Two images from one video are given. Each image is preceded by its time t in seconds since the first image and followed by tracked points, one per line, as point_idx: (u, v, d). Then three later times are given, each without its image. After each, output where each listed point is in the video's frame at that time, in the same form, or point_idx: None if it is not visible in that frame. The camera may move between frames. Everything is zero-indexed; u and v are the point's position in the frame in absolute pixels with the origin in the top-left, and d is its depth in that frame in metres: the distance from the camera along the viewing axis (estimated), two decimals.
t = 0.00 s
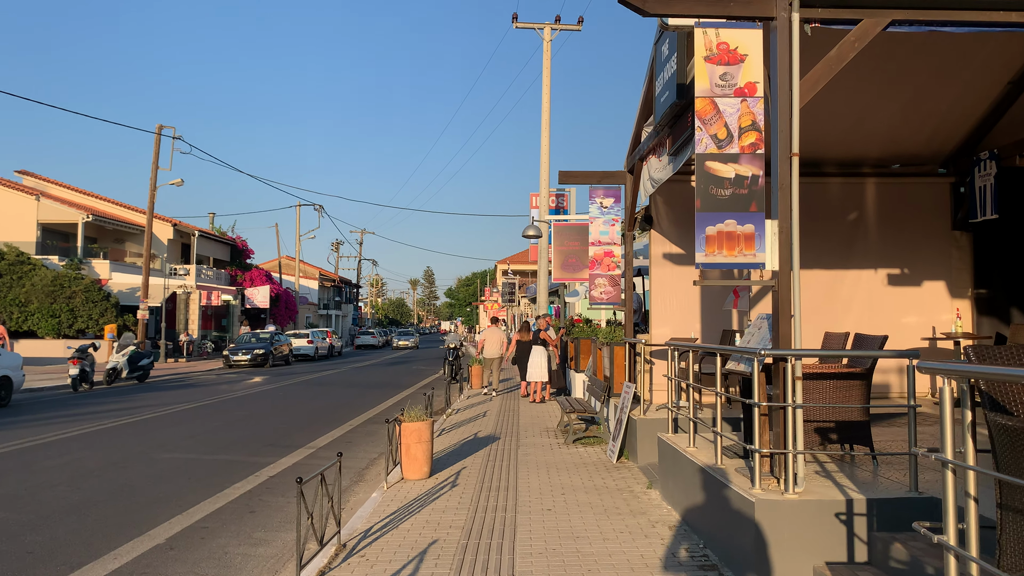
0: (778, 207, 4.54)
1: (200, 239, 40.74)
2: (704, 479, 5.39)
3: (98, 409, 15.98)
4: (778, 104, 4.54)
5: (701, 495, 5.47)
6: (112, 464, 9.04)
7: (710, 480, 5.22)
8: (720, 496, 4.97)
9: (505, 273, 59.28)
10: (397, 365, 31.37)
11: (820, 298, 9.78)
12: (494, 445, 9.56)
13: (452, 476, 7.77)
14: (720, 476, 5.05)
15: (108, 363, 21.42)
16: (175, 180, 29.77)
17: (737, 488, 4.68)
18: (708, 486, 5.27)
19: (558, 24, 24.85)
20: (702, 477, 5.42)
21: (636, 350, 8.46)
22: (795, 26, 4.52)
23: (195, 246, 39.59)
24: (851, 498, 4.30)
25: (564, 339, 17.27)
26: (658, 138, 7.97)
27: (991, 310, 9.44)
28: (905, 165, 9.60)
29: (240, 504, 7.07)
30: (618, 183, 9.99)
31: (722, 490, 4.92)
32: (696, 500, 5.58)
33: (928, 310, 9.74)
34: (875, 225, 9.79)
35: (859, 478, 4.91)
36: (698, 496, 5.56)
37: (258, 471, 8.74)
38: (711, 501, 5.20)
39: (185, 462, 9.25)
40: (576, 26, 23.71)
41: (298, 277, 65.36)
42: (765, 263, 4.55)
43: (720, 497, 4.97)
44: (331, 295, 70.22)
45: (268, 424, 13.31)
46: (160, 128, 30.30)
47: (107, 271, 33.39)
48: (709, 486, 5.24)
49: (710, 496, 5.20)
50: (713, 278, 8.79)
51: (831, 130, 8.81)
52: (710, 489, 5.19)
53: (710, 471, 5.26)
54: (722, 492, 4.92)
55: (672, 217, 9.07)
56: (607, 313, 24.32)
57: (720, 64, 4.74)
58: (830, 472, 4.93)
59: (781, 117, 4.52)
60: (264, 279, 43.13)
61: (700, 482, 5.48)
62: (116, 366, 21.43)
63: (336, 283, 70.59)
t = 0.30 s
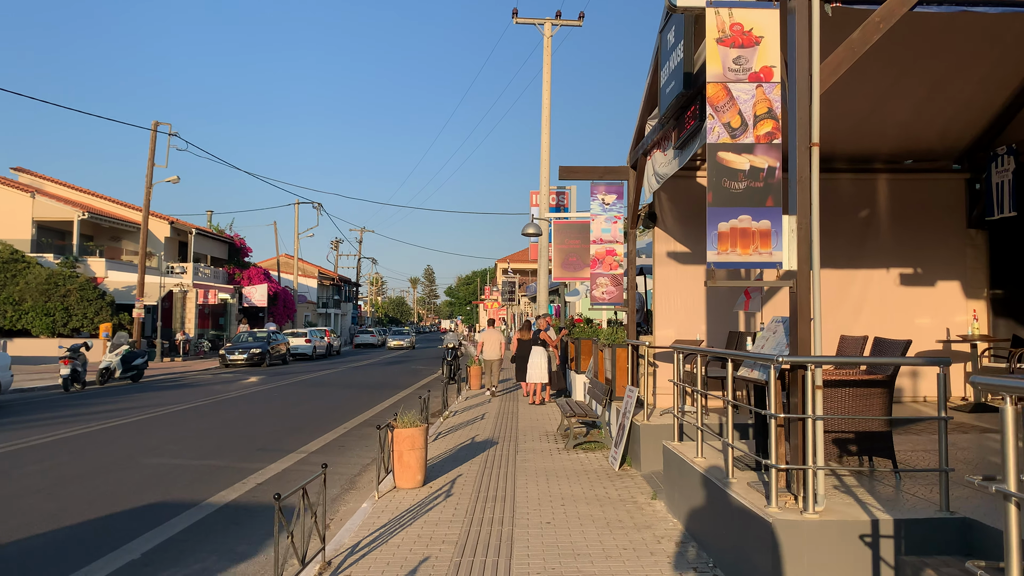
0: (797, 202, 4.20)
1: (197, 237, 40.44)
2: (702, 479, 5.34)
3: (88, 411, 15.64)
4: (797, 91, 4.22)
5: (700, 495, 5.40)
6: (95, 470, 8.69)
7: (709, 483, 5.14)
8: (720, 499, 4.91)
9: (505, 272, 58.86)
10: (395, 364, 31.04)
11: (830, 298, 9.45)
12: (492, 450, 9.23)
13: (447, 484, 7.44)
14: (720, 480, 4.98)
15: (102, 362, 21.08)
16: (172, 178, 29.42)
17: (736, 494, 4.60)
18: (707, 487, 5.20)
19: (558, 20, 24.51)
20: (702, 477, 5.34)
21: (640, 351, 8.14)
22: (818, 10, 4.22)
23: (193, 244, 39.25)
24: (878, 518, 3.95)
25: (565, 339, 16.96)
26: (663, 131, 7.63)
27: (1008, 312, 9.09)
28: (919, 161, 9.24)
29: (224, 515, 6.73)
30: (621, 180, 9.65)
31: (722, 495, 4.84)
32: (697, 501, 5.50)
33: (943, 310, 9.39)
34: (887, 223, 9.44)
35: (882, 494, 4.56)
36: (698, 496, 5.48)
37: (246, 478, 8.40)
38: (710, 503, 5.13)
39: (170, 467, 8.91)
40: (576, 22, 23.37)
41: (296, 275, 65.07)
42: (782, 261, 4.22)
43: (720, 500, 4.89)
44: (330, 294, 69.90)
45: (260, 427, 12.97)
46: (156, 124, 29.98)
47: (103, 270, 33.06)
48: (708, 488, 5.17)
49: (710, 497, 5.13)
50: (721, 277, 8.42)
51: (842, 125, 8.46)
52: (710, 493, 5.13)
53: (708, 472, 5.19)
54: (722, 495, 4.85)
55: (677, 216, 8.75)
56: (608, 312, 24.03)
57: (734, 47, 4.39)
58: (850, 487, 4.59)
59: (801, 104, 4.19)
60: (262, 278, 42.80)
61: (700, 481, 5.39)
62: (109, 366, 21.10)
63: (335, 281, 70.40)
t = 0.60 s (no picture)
0: (817, 183, 3.89)
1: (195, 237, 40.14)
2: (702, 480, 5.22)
3: (79, 413, 15.30)
4: (817, 64, 3.91)
5: (701, 497, 5.27)
6: (79, 474, 8.37)
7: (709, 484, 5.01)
8: (721, 500, 4.78)
9: (505, 271, 58.56)
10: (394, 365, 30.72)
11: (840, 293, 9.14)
12: (490, 452, 8.90)
13: (443, 488, 7.11)
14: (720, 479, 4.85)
15: (96, 363, 20.75)
16: (168, 177, 29.10)
17: (737, 491, 4.48)
18: (707, 488, 5.08)
19: (557, 15, 24.21)
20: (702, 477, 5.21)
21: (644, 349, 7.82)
22: None
23: (190, 244, 38.95)
24: (908, 527, 3.62)
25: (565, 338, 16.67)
26: (668, 118, 7.31)
27: None
28: (931, 151, 8.91)
29: (210, 519, 6.41)
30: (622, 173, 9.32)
31: (724, 495, 4.70)
32: (697, 503, 5.36)
33: (956, 305, 9.08)
34: (899, 216, 9.12)
35: (906, 499, 4.25)
36: (698, 498, 5.35)
37: (234, 482, 8.08)
38: (711, 504, 5.00)
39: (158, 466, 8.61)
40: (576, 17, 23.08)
41: (295, 275, 64.74)
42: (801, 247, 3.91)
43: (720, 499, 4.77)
44: (328, 294, 69.57)
45: (253, 428, 12.66)
46: (152, 122, 29.67)
47: (99, 270, 32.74)
48: (708, 489, 5.05)
49: (711, 497, 4.99)
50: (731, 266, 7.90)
51: (852, 115, 8.11)
52: (710, 493, 5.00)
53: (709, 472, 5.06)
54: (723, 495, 4.72)
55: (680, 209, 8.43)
56: (609, 311, 23.72)
57: (748, 17, 4.31)
58: (874, 493, 4.27)
59: (821, 78, 3.88)
60: (260, 278, 42.49)
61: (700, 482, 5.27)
62: (103, 367, 20.77)
63: (334, 282, 70.10)
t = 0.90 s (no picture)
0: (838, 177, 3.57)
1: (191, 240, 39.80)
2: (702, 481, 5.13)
3: (68, 420, 14.96)
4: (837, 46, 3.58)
5: (700, 496, 5.18)
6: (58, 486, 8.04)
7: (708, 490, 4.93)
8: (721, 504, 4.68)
9: (504, 273, 58.15)
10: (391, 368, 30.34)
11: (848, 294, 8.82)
12: (487, 461, 8.56)
13: (436, 501, 6.77)
14: (721, 485, 4.76)
15: (87, 368, 20.41)
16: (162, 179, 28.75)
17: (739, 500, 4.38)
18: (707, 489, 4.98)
19: (555, 14, 23.89)
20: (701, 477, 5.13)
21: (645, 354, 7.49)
22: None
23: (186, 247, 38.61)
24: (944, 553, 3.27)
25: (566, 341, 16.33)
26: (670, 111, 7.00)
27: None
28: (943, 147, 8.55)
29: (191, 534, 6.08)
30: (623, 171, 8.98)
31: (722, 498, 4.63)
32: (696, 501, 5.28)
33: (970, 306, 8.75)
34: (910, 214, 8.79)
35: (934, 519, 3.91)
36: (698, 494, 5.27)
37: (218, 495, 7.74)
38: (710, 506, 4.91)
39: (141, 476, 8.28)
40: (574, 16, 22.75)
41: (292, 278, 64.35)
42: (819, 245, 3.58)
43: (719, 505, 4.70)
44: (326, 297, 69.18)
45: (244, 435, 12.32)
46: (146, 124, 29.33)
47: (93, 274, 32.40)
48: (708, 492, 4.96)
49: (711, 501, 4.90)
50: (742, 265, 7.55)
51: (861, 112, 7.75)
52: (709, 498, 4.92)
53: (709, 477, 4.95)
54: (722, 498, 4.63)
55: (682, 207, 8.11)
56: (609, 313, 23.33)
57: None
58: (899, 514, 3.93)
59: (841, 61, 3.54)
60: (258, 281, 42.12)
61: (700, 481, 5.18)
62: (94, 372, 20.42)
63: (332, 284, 69.71)
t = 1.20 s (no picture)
0: (861, 154, 3.25)
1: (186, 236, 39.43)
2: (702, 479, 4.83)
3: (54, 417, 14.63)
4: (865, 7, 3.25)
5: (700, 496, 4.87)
6: (34, 485, 7.72)
7: (710, 490, 4.62)
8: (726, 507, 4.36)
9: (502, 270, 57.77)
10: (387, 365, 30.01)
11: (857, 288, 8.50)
12: (481, 461, 8.22)
13: (426, 504, 6.43)
14: (725, 486, 4.45)
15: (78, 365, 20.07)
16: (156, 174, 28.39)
17: (746, 504, 4.06)
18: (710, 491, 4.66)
19: (555, 7, 23.49)
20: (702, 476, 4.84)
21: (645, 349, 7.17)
22: None
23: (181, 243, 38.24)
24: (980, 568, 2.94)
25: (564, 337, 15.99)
26: (675, 97, 6.64)
27: None
28: (956, 136, 8.24)
29: (166, 538, 5.75)
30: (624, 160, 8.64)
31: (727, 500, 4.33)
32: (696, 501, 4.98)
33: (983, 301, 8.43)
34: (921, 205, 8.46)
35: (963, 528, 3.58)
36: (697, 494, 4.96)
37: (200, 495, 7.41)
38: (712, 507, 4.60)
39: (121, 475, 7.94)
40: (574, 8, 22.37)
41: (289, 275, 63.94)
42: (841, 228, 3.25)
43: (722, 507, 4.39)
44: (324, 294, 68.80)
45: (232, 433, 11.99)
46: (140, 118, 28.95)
47: (87, 269, 32.03)
48: (711, 492, 4.64)
49: (713, 502, 4.59)
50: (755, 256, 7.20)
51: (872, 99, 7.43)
52: (711, 498, 4.61)
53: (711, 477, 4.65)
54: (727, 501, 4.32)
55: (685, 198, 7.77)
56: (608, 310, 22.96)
57: None
58: (925, 522, 3.61)
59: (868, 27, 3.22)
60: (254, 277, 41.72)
61: (701, 480, 4.88)
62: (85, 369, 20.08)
63: (329, 281, 69.33)
